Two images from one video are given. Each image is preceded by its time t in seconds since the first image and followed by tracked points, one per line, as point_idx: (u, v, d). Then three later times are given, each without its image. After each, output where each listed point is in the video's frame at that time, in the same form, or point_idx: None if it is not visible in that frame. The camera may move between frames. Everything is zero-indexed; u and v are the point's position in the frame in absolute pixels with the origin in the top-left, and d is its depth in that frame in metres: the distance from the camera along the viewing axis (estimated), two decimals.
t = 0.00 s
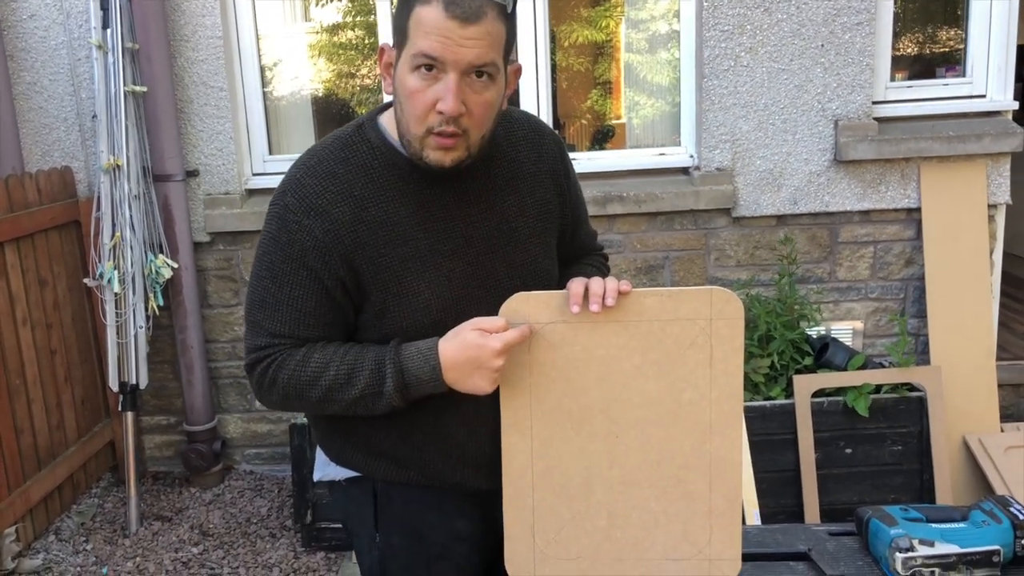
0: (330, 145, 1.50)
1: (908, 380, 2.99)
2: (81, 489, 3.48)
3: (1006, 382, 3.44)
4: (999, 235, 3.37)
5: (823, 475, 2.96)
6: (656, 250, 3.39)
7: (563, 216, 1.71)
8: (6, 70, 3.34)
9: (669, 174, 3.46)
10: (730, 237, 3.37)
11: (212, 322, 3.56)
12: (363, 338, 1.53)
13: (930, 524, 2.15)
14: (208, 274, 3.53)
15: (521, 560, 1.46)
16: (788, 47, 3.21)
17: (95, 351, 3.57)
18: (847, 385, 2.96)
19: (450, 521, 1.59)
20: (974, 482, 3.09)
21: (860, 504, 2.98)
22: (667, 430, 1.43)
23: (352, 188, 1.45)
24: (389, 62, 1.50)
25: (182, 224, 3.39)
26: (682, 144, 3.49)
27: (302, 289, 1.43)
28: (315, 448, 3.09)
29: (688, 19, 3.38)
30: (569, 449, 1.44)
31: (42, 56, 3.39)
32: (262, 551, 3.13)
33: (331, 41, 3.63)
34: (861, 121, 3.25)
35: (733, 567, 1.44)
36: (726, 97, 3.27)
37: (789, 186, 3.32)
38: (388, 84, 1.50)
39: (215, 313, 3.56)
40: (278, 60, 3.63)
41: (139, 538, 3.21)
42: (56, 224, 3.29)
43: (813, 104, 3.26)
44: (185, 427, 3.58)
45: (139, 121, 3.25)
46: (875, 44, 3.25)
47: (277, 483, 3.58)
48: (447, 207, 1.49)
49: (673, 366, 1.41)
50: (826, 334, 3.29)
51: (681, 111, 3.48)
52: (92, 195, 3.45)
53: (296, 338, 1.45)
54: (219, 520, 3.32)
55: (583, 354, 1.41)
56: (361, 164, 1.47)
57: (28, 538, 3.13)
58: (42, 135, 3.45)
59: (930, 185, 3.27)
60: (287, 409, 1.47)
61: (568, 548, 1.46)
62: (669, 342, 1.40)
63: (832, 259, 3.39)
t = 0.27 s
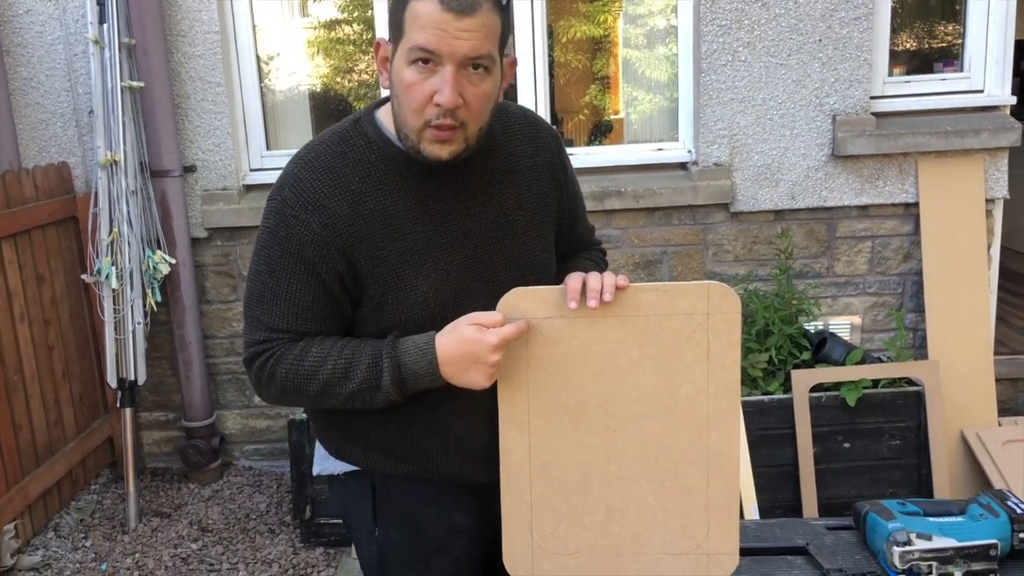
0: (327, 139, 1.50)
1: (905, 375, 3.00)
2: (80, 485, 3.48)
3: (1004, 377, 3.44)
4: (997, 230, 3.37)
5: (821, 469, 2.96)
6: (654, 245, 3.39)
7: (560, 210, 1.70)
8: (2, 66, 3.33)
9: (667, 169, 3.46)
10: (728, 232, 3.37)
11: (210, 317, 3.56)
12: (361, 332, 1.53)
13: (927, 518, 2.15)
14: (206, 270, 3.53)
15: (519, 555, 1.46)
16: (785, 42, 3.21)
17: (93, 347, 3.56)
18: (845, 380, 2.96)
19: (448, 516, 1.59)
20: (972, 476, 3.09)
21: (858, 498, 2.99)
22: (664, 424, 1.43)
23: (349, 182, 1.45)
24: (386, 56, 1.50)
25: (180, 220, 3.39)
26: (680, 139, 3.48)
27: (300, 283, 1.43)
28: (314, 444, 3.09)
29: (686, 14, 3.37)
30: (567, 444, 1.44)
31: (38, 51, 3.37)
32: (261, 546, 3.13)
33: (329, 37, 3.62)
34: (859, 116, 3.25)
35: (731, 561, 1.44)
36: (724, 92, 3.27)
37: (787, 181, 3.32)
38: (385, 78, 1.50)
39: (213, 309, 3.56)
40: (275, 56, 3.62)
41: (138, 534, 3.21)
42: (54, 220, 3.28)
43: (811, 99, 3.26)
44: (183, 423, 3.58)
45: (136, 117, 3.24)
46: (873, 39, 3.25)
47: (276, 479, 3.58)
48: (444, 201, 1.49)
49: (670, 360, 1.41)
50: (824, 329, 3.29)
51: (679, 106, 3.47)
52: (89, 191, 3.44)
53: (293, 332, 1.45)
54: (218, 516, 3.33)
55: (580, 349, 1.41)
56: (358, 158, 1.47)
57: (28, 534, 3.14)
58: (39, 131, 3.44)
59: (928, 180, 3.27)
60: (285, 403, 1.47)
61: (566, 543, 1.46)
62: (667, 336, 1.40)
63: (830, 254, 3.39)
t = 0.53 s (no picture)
0: (326, 137, 1.50)
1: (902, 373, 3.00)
2: (78, 484, 3.48)
3: (1000, 374, 3.45)
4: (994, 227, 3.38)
5: (818, 467, 2.97)
6: (651, 243, 3.39)
7: (558, 209, 1.71)
8: None
9: (664, 167, 3.46)
10: (725, 230, 3.38)
11: (208, 316, 3.57)
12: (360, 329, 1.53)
13: (923, 515, 2.16)
14: (204, 269, 3.53)
15: (516, 553, 1.46)
16: (782, 40, 3.22)
17: (92, 346, 3.56)
18: (842, 378, 2.97)
19: (445, 514, 1.60)
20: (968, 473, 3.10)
21: (854, 496, 3.00)
22: (660, 422, 1.44)
23: (347, 179, 1.45)
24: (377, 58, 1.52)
25: (177, 219, 3.39)
26: (677, 137, 3.49)
27: (298, 280, 1.43)
28: (312, 443, 3.10)
29: (683, 12, 3.37)
30: (564, 443, 1.45)
31: (35, 51, 3.37)
32: (259, 545, 3.14)
33: (326, 36, 3.62)
34: (856, 114, 3.26)
35: (727, 558, 1.45)
36: (720, 90, 3.27)
37: (784, 179, 3.32)
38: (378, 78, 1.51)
39: (211, 308, 3.56)
40: (272, 55, 3.62)
41: (137, 533, 3.22)
42: (51, 219, 3.28)
43: (807, 97, 3.26)
44: (181, 422, 3.58)
45: (133, 116, 3.25)
46: (869, 37, 3.25)
47: (274, 478, 3.59)
48: (442, 198, 1.49)
49: (666, 358, 1.41)
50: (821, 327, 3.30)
51: (676, 105, 3.48)
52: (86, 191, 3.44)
53: (291, 329, 1.45)
54: (216, 514, 3.33)
55: (576, 348, 1.42)
56: (356, 156, 1.47)
57: (26, 533, 3.14)
58: (36, 130, 3.44)
59: (924, 178, 3.28)
60: (283, 400, 1.48)
61: (563, 541, 1.46)
62: (662, 334, 1.41)
63: (827, 252, 3.39)
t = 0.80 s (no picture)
0: (325, 139, 1.51)
1: (902, 373, 3.00)
2: (78, 485, 3.48)
3: (1000, 374, 3.46)
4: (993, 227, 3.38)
5: (818, 467, 2.97)
6: (651, 244, 3.40)
7: (557, 209, 1.71)
8: None
9: (663, 168, 3.47)
10: (724, 230, 3.38)
11: (208, 317, 3.57)
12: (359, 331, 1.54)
13: (921, 515, 2.16)
14: (203, 270, 3.53)
15: (515, 553, 1.46)
16: (780, 40, 3.22)
17: (91, 347, 3.57)
18: (843, 378, 2.97)
19: (445, 514, 1.60)
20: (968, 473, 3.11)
21: (854, 496, 3.00)
22: (659, 423, 1.44)
23: (346, 181, 1.45)
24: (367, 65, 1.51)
25: (177, 220, 3.39)
26: (676, 137, 3.49)
27: (297, 282, 1.43)
28: (312, 444, 3.10)
29: (681, 13, 3.38)
30: (563, 443, 1.45)
31: (34, 52, 3.38)
32: (260, 545, 3.14)
33: (326, 36, 3.62)
34: (854, 114, 3.26)
35: (726, 558, 1.45)
36: (719, 90, 3.27)
37: (783, 180, 3.32)
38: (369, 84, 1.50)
39: (210, 309, 3.56)
40: (271, 56, 3.62)
41: (137, 534, 3.22)
42: (50, 220, 3.28)
43: (806, 97, 3.26)
44: (181, 423, 3.59)
45: (132, 118, 3.25)
46: (868, 37, 3.25)
47: (274, 479, 3.59)
48: (441, 200, 1.50)
49: (665, 359, 1.42)
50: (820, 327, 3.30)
51: (675, 105, 3.48)
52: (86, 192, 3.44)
53: (291, 331, 1.45)
54: (216, 515, 3.33)
55: (576, 348, 1.42)
56: (355, 158, 1.47)
57: (26, 534, 3.14)
58: (35, 132, 3.44)
59: (923, 178, 3.28)
60: (282, 401, 1.48)
61: (563, 542, 1.47)
62: (662, 335, 1.41)
63: (826, 252, 3.39)
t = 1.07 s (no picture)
0: (325, 144, 1.51)
1: (904, 376, 3.00)
2: (81, 487, 3.49)
3: (1002, 376, 3.45)
4: (995, 229, 3.38)
5: (821, 470, 2.97)
6: (653, 246, 3.40)
7: (558, 211, 1.71)
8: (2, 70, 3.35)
9: (665, 170, 3.47)
10: (726, 232, 3.38)
11: (210, 320, 3.57)
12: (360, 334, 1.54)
13: (924, 518, 2.16)
14: (206, 273, 3.54)
15: (518, 555, 1.47)
16: (782, 43, 3.22)
17: (94, 350, 3.57)
18: (843, 380, 2.96)
19: (448, 516, 1.60)
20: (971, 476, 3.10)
21: (857, 499, 3.00)
22: (662, 425, 1.44)
23: (346, 186, 1.46)
24: (372, 81, 1.47)
25: (179, 223, 3.39)
26: (678, 140, 3.49)
27: (297, 286, 1.44)
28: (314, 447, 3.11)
29: (683, 15, 3.38)
30: (565, 446, 1.45)
31: (38, 56, 3.39)
32: (262, 548, 3.14)
33: (328, 39, 3.63)
34: (856, 117, 3.26)
35: (728, 561, 1.45)
36: (721, 93, 3.28)
37: (785, 182, 3.32)
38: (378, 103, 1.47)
39: (213, 311, 3.57)
40: (273, 58, 3.63)
41: (140, 536, 3.22)
42: (54, 223, 3.29)
43: (808, 100, 3.26)
44: (184, 425, 3.59)
45: (135, 120, 3.26)
46: (870, 40, 3.25)
47: (277, 481, 3.59)
48: (441, 203, 1.50)
49: (667, 361, 1.42)
50: (823, 330, 3.30)
51: (677, 107, 3.48)
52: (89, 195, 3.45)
53: (292, 335, 1.46)
54: (219, 518, 3.34)
55: (578, 351, 1.42)
56: (355, 163, 1.47)
57: (29, 536, 3.15)
58: (39, 135, 3.45)
59: (926, 180, 3.28)
60: (283, 405, 1.49)
61: (566, 544, 1.47)
62: (664, 337, 1.41)
63: (828, 254, 3.39)
